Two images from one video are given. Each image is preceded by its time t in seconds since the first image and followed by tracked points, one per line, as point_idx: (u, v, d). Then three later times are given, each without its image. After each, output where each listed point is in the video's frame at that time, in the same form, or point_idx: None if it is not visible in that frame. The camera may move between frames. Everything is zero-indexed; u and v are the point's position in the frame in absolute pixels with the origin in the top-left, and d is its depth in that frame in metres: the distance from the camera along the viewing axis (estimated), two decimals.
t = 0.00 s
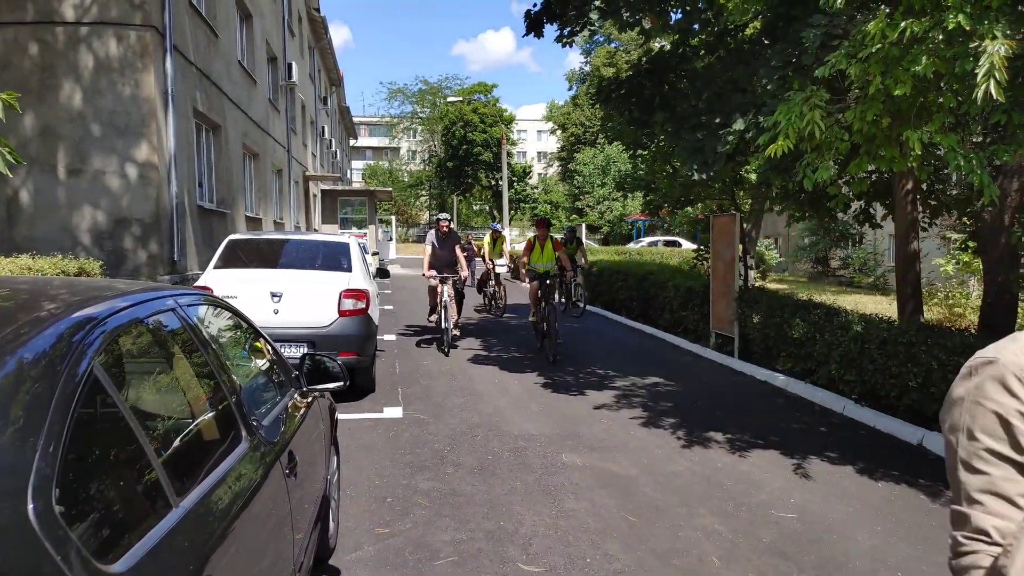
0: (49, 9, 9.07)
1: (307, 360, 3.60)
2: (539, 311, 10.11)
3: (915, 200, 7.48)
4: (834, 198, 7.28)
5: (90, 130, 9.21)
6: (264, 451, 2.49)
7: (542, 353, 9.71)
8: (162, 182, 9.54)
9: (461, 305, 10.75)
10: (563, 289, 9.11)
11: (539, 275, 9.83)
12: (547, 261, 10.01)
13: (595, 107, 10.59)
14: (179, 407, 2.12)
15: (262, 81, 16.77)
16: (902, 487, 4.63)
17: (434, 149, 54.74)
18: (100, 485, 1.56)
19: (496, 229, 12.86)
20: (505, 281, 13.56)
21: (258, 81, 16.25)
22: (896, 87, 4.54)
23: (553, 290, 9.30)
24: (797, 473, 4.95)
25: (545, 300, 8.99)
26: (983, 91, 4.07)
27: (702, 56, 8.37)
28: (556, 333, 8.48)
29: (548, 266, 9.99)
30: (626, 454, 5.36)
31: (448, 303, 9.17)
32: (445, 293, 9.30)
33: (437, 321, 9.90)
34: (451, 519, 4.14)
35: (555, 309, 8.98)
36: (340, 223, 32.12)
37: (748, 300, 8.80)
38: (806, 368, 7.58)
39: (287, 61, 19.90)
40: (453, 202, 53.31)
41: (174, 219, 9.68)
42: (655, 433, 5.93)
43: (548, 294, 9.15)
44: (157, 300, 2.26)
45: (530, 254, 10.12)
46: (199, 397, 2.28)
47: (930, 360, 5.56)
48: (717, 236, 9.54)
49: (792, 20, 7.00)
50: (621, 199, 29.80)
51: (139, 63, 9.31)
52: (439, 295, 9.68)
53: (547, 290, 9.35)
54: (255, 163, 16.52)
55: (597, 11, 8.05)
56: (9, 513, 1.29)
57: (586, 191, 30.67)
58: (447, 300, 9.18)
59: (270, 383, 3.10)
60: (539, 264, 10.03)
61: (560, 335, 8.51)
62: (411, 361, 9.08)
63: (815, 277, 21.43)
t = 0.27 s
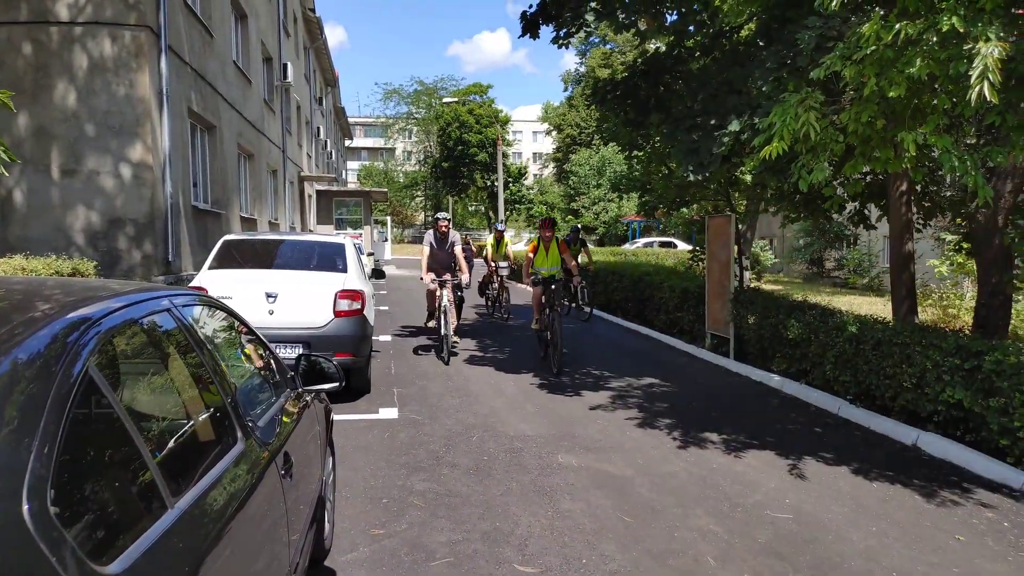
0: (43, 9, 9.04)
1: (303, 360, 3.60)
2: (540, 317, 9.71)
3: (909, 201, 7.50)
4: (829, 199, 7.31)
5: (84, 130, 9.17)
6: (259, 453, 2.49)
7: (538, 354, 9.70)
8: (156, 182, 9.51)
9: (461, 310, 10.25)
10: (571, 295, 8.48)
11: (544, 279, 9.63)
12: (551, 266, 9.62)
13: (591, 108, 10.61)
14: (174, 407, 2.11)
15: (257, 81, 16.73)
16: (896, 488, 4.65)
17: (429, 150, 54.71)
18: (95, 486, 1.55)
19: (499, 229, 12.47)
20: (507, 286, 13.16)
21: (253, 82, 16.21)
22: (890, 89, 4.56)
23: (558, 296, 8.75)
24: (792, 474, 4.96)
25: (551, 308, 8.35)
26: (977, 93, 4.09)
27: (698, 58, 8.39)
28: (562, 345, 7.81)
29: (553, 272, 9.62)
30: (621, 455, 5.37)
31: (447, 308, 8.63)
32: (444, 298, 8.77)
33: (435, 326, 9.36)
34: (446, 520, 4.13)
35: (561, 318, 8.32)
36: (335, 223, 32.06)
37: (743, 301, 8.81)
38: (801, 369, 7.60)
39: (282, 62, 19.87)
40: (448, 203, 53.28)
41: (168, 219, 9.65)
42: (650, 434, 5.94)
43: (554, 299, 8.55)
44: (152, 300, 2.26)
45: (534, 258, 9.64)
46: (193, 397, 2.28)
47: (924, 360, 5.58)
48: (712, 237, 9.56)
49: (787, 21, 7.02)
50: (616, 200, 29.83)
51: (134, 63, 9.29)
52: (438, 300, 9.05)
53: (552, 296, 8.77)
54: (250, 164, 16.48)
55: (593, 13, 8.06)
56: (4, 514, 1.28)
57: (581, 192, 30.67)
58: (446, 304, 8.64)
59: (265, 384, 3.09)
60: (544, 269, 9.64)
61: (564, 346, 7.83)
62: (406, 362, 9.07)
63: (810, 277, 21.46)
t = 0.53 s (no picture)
0: (37, 6, 9.00)
1: (298, 360, 3.59)
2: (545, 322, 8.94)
3: (903, 203, 7.53)
4: (824, 201, 7.33)
5: (78, 128, 9.14)
6: (254, 451, 2.48)
7: (533, 355, 9.70)
8: (151, 181, 9.48)
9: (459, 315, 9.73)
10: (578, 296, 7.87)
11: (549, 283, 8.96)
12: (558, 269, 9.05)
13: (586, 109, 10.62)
14: (169, 406, 2.11)
15: (252, 80, 16.69)
16: (889, 488, 4.66)
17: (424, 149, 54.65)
18: (88, 484, 1.54)
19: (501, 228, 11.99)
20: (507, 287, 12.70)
21: (248, 81, 16.17)
22: (885, 91, 4.58)
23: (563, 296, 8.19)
24: (786, 474, 4.98)
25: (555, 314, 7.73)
26: (971, 95, 4.11)
27: (693, 58, 8.40)
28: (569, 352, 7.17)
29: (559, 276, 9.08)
30: (616, 454, 5.37)
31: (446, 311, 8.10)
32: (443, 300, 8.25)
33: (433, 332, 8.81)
34: (441, 519, 4.13)
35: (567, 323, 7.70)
36: (330, 223, 32.01)
37: (738, 302, 8.83)
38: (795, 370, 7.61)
39: (277, 61, 19.81)
40: (443, 203, 53.23)
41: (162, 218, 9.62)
42: (645, 434, 5.95)
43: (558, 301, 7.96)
44: (146, 299, 2.25)
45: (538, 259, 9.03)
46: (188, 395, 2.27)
47: (918, 361, 5.61)
48: (707, 238, 9.57)
49: (783, 23, 7.04)
50: (611, 200, 29.86)
51: (128, 61, 9.26)
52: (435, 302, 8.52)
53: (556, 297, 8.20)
54: (245, 162, 16.43)
55: (589, 13, 8.06)
56: None
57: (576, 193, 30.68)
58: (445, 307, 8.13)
59: (260, 382, 3.08)
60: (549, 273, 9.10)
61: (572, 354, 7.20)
62: (401, 362, 9.06)
63: (804, 279, 21.49)
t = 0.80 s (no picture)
0: (29, 5, 8.95)
1: (291, 361, 3.58)
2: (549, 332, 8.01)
3: (895, 206, 7.56)
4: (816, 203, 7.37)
5: (71, 127, 9.10)
6: (248, 453, 2.48)
7: (526, 356, 9.70)
8: (143, 181, 9.45)
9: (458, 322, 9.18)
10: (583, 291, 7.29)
11: (556, 289, 7.72)
12: (567, 273, 7.66)
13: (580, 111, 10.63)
14: (162, 407, 2.10)
15: (245, 80, 16.66)
16: (882, 490, 4.69)
17: (418, 151, 54.60)
18: (81, 485, 1.54)
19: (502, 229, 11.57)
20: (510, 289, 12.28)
21: (241, 81, 16.12)
22: (877, 94, 4.60)
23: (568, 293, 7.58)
24: (778, 476, 4.99)
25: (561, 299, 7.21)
26: (963, 98, 4.13)
27: (687, 60, 8.42)
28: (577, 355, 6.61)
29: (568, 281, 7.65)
30: (609, 456, 5.38)
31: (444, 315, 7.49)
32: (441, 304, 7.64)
33: (430, 340, 8.19)
34: (434, 520, 4.12)
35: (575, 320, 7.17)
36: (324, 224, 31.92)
37: (732, 303, 8.85)
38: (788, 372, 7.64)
39: (270, 61, 19.76)
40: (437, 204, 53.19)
41: (155, 218, 9.58)
42: (638, 435, 5.96)
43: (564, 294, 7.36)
44: (139, 299, 2.24)
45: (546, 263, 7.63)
46: (181, 395, 2.26)
47: (909, 363, 5.64)
48: (700, 240, 9.59)
49: (776, 27, 7.08)
50: (605, 202, 29.94)
51: (121, 61, 9.22)
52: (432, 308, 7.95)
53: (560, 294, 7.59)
54: (238, 163, 16.38)
55: (583, 15, 8.08)
56: None
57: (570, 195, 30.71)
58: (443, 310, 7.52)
59: (253, 384, 3.07)
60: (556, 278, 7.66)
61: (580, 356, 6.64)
62: (395, 363, 9.04)
63: (796, 281, 21.57)
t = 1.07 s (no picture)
0: (25, 9, 8.93)
1: (290, 363, 3.57)
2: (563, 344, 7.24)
3: (892, 204, 7.57)
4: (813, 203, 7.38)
5: (67, 130, 9.08)
6: (247, 455, 2.47)
7: (525, 357, 9.70)
8: (140, 184, 9.43)
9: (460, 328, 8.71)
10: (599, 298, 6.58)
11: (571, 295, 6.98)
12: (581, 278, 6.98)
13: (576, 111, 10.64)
14: (161, 409, 2.10)
15: (242, 83, 16.64)
16: (881, 488, 4.69)
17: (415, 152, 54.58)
18: (81, 488, 1.54)
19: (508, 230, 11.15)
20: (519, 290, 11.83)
21: (237, 83, 16.10)
22: (874, 93, 4.61)
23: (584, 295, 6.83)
24: (778, 475, 4.99)
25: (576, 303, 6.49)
26: (960, 96, 4.14)
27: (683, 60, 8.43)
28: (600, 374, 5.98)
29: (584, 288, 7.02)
30: (609, 456, 5.38)
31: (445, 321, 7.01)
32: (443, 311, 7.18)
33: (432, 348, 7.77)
34: (434, 522, 4.12)
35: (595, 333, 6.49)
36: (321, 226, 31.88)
37: (729, 303, 8.87)
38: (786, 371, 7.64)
39: (266, 63, 19.73)
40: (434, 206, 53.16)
41: (152, 221, 9.57)
42: (637, 435, 5.96)
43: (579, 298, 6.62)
44: (138, 302, 2.24)
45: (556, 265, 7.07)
46: (181, 397, 2.26)
47: (907, 362, 5.64)
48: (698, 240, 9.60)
49: (772, 27, 7.09)
50: (602, 203, 29.95)
51: (117, 64, 9.21)
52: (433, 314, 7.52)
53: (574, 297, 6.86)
54: (234, 165, 16.36)
55: (580, 16, 8.09)
56: None
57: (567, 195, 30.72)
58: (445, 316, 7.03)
59: (252, 386, 3.06)
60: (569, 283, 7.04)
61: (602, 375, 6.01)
62: (393, 364, 9.03)
63: (794, 280, 21.59)
